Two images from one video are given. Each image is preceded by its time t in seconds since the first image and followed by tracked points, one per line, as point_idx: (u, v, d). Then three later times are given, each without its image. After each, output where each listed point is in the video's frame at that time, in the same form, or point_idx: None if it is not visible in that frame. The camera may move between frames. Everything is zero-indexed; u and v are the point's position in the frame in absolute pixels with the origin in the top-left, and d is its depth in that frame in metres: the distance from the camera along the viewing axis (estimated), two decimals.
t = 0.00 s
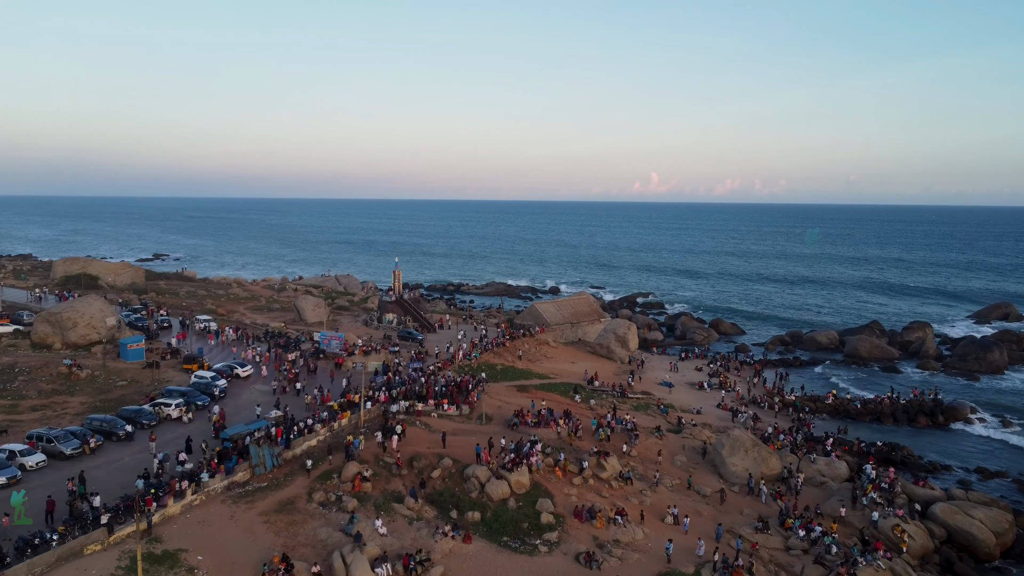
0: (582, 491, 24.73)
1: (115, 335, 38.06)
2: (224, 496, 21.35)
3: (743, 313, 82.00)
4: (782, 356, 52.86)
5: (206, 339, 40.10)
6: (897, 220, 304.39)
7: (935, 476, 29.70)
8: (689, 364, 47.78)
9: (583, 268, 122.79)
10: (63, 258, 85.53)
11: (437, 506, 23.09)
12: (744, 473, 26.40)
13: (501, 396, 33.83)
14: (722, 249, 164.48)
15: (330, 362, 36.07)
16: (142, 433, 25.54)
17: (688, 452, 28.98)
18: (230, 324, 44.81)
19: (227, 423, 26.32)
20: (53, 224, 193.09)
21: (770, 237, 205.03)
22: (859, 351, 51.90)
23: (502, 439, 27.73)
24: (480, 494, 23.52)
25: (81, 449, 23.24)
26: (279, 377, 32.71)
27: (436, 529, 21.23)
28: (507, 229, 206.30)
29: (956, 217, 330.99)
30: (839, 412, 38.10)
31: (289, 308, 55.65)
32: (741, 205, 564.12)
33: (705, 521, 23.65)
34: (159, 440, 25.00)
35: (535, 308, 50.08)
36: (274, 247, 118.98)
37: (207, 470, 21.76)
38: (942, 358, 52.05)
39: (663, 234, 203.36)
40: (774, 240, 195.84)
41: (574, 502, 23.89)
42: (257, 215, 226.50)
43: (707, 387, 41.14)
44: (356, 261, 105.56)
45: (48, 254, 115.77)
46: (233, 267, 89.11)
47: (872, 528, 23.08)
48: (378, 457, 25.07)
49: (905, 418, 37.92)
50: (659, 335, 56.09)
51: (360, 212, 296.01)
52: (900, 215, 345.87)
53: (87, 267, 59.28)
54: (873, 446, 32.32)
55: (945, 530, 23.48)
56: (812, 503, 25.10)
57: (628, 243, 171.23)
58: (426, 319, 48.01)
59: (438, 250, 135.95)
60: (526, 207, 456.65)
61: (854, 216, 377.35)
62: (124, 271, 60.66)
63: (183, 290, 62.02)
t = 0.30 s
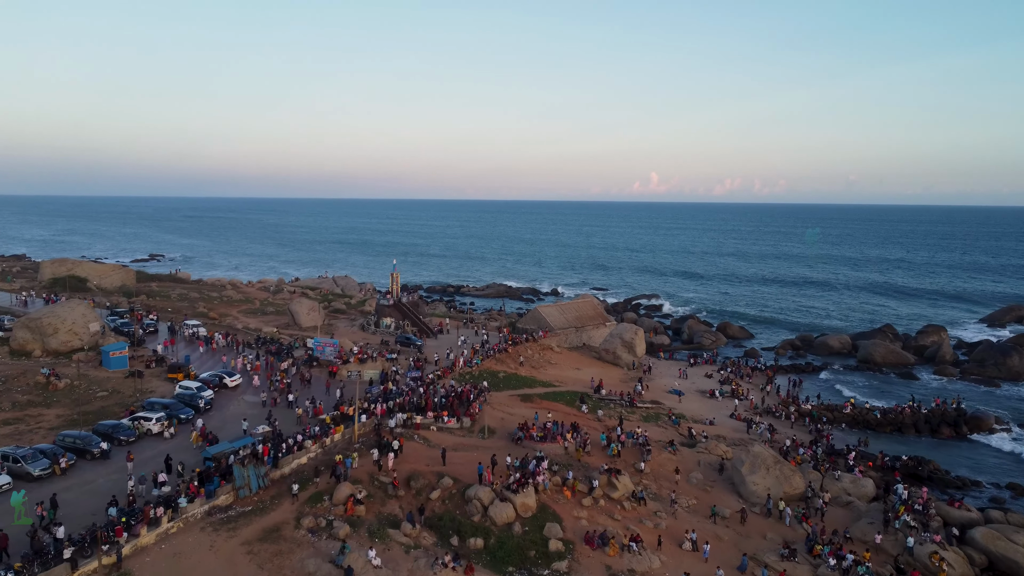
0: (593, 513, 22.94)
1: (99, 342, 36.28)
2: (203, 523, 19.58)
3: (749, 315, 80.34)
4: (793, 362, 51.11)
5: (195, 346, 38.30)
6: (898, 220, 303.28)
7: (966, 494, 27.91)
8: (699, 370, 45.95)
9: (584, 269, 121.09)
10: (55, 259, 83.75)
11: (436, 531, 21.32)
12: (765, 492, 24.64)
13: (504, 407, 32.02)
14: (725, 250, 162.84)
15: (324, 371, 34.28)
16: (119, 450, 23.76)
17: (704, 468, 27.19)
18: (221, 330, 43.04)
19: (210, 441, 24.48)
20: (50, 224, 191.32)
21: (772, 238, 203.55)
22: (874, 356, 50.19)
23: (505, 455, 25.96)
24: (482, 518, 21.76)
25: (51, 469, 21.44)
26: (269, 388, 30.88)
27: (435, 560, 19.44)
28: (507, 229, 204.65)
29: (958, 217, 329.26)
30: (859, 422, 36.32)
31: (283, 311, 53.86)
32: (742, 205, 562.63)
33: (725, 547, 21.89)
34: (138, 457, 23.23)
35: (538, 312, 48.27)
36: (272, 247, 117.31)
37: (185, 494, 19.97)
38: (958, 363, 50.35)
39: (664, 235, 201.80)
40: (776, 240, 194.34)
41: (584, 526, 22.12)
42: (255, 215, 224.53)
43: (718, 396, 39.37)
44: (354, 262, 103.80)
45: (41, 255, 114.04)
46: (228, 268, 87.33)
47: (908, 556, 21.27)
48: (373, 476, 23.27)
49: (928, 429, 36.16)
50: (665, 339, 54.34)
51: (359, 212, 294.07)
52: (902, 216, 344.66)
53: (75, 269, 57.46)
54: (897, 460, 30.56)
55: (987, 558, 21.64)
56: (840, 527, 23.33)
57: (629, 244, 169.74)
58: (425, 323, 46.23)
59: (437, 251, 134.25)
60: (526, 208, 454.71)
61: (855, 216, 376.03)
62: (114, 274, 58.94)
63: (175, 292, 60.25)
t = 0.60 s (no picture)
0: (605, 537, 21.18)
1: (80, 347, 34.47)
2: (180, 554, 17.79)
3: (755, 317, 78.58)
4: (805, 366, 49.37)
5: (183, 351, 36.48)
6: (900, 219, 301.71)
7: (1002, 512, 26.17)
8: (709, 375, 44.17)
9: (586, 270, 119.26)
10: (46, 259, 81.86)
11: (436, 560, 19.54)
12: (790, 513, 22.88)
13: (508, 418, 30.21)
14: (727, 249, 161.12)
15: (317, 379, 32.46)
16: (93, 468, 21.98)
17: (722, 485, 25.45)
18: (211, 334, 41.21)
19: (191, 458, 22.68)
20: (46, 223, 189.19)
21: (774, 237, 201.83)
22: (889, 360, 48.50)
23: (510, 472, 24.19)
24: (486, 544, 19.97)
25: (16, 491, 19.63)
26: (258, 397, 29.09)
27: None
28: (507, 228, 202.77)
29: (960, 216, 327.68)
30: (880, 432, 34.58)
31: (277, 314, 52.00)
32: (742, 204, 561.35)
33: None
34: (112, 477, 21.45)
35: (542, 315, 46.43)
36: (269, 246, 115.42)
37: (160, 521, 18.18)
38: (976, 367, 48.67)
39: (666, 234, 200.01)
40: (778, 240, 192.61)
41: (597, 553, 20.34)
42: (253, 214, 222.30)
43: (731, 403, 37.60)
44: (353, 261, 101.93)
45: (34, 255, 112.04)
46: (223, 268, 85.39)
47: None
48: (367, 497, 21.49)
49: (953, 439, 34.44)
50: (672, 342, 52.59)
51: (359, 211, 291.85)
52: (904, 215, 342.55)
53: (62, 270, 55.56)
54: (925, 475, 28.84)
55: None
56: (873, 553, 21.56)
57: (631, 243, 168.06)
58: (424, 326, 44.39)
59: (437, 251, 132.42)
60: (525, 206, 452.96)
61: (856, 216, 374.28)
62: (103, 274, 57.10)
63: (167, 293, 58.36)
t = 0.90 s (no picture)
0: (622, 567, 19.24)
1: (58, 352, 32.52)
2: None
3: (763, 318, 76.57)
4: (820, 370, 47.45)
5: (168, 357, 34.51)
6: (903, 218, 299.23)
7: None
8: (721, 381, 42.24)
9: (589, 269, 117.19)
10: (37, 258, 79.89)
11: None
12: (821, 539, 20.97)
13: (513, 430, 28.26)
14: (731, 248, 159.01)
15: (308, 387, 30.52)
16: (61, 490, 20.09)
17: (745, 506, 23.52)
18: (200, 337, 39.26)
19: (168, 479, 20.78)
20: (42, 220, 186.90)
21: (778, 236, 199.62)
22: (907, 365, 46.60)
23: (515, 492, 22.27)
24: None
25: None
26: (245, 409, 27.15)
27: None
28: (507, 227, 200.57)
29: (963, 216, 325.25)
30: (905, 443, 32.68)
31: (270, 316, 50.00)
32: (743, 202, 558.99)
33: None
34: (80, 500, 19.53)
35: (546, 317, 44.46)
36: (266, 245, 113.33)
37: (127, 555, 16.26)
38: (998, 372, 46.74)
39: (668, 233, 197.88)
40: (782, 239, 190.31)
41: None
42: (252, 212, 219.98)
43: (747, 411, 35.67)
44: (351, 260, 99.91)
45: (27, 253, 109.93)
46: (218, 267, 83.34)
47: None
48: (360, 522, 19.55)
49: (982, 450, 32.56)
50: (681, 345, 50.68)
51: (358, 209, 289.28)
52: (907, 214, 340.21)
53: (48, 269, 53.59)
54: (959, 492, 26.94)
55: None
56: None
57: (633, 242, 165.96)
58: (423, 329, 42.42)
59: (437, 249, 130.35)
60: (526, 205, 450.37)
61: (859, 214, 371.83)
62: (91, 274, 55.11)
63: (157, 294, 56.34)
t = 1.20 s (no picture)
0: None
1: (35, 358, 30.76)
2: None
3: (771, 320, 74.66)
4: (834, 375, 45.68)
5: (153, 362, 32.77)
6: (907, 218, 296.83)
7: None
8: (733, 386, 40.45)
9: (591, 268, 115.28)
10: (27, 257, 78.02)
11: None
12: (856, 567, 19.19)
13: (517, 442, 26.47)
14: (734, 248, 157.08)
15: (300, 396, 28.73)
16: (24, 513, 18.30)
17: (770, 528, 21.73)
18: (188, 341, 37.48)
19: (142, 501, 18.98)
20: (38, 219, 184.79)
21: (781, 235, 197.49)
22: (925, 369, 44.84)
23: (522, 514, 20.48)
24: None
25: None
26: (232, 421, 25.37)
27: None
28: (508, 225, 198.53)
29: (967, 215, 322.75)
30: (932, 455, 30.91)
31: (264, 318, 48.19)
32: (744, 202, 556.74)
33: None
34: (43, 527, 17.74)
35: (550, 319, 42.67)
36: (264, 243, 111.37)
37: None
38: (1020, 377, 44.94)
39: (671, 232, 195.84)
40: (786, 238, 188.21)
41: None
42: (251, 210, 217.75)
43: (763, 420, 33.90)
44: (350, 259, 98.00)
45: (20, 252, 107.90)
46: (213, 267, 81.42)
47: None
48: (352, 551, 17.73)
49: (1013, 462, 30.79)
50: (689, 349, 48.90)
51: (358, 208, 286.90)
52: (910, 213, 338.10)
53: (34, 269, 51.78)
54: (996, 510, 25.16)
55: None
56: None
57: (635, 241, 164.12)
58: (422, 333, 40.64)
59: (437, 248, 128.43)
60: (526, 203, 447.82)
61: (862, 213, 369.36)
62: (79, 273, 53.24)
63: (148, 294, 54.44)
